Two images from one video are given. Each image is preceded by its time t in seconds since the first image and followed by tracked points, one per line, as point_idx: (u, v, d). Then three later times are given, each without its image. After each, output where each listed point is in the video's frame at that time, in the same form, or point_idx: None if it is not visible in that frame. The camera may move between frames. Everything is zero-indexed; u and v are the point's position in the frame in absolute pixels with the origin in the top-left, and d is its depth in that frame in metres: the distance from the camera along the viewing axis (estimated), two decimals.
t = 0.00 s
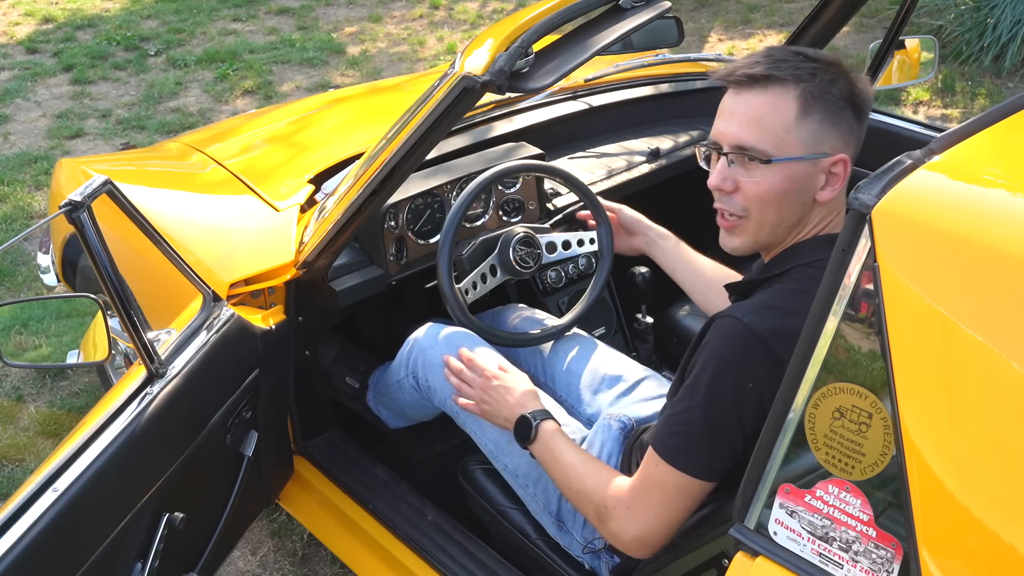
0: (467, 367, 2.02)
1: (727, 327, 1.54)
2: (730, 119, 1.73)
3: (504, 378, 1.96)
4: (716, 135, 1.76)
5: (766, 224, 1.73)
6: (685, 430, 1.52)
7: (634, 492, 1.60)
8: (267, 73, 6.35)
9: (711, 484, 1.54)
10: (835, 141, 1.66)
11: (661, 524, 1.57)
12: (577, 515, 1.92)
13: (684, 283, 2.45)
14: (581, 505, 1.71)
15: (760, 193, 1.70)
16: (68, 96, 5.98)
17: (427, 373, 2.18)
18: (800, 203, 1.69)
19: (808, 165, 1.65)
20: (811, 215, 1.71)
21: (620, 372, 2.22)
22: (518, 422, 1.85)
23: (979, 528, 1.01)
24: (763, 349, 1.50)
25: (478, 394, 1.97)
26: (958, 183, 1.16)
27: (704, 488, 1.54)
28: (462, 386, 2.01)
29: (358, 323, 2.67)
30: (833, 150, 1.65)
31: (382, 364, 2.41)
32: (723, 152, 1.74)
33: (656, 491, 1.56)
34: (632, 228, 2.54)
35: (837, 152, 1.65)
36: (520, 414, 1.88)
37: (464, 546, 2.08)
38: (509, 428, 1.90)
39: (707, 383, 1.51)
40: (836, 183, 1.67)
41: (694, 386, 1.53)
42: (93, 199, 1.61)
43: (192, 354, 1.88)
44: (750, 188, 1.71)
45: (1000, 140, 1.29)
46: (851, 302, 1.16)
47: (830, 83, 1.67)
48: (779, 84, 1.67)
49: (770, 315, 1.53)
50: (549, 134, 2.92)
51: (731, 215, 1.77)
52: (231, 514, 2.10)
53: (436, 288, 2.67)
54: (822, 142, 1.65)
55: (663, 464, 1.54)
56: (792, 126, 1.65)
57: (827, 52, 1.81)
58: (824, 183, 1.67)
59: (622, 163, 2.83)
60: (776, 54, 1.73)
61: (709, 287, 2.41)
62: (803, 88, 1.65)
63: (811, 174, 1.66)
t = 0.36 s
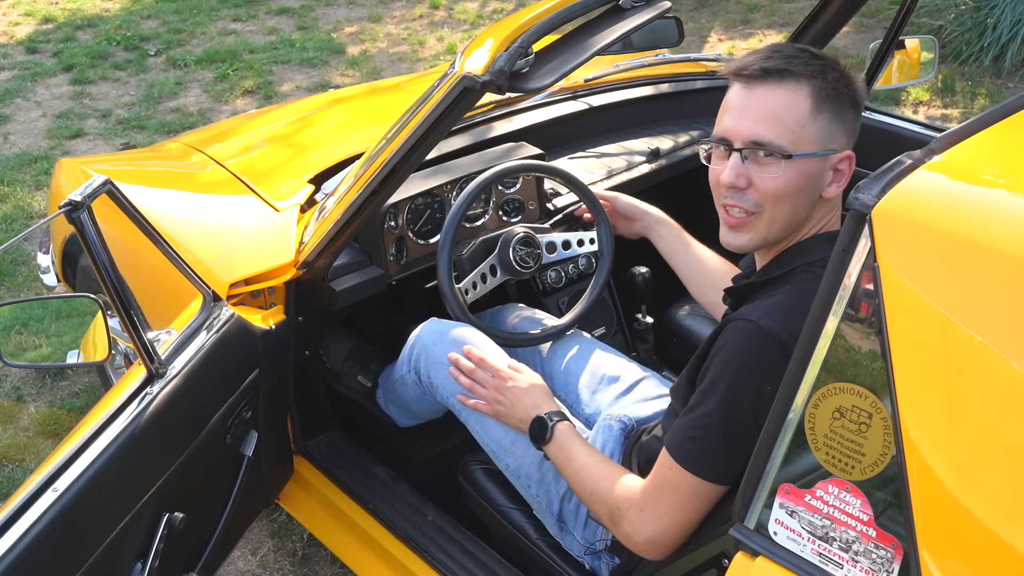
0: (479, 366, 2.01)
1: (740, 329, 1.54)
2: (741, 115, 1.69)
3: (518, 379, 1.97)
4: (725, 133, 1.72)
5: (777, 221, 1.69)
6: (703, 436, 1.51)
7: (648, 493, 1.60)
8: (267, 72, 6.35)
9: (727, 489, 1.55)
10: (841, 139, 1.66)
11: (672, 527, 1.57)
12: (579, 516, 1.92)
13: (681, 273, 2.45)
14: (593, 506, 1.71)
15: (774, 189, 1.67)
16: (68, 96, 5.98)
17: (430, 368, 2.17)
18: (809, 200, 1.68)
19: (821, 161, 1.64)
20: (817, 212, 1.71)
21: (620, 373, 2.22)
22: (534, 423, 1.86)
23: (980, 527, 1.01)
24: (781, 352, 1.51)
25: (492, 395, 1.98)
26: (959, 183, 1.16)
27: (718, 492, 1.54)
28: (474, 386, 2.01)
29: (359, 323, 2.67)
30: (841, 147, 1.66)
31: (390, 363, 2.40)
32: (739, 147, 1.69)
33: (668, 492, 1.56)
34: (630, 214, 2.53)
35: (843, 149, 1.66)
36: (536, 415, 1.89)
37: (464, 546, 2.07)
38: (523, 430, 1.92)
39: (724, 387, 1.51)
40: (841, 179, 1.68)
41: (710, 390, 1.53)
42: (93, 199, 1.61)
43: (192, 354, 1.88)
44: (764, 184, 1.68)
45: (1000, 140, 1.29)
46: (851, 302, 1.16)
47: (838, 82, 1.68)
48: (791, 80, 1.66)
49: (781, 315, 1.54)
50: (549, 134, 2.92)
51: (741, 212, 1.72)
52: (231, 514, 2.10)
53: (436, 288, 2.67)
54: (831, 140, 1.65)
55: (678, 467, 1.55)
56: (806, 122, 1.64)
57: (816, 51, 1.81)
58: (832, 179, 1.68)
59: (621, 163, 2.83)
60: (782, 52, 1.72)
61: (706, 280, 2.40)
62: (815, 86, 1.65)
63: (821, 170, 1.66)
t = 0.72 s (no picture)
0: (485, 367, 2.01)
1: (742, 327, 1.54)
2: (750, 113, 1.69)
3: (523, 380, 1.96)
4: (733, 129, 1.72)
5: (784, 221, 1.68)
6: (704, 434, 1.51)
7: (649, 493, 1.60)
8: (267, 73, 6.35)
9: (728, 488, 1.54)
10: (848, 142, 1.67)
11: (672, 526, 1.57)
12: (580, 515, 1.93)
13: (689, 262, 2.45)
14: (593, 506, 1.72)
15: (782, 189, 1.66)
16: (68, 96, 5.98)
17: (433, 365, 2.16)
18: (815, 201, 1.68)
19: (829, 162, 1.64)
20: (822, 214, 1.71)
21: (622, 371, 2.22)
22: (539, 424, 1.85)
23: (979, 528, 1.01)
24: (785, 350, 1.51)
25: (497, 395, 1.97)
26: (959, 183, 1.16)
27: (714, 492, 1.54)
28: (479, 386, 2.01)
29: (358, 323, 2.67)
30: (849, 148, 1.66)
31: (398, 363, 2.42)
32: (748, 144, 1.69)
33: (670, 492, 1.56)
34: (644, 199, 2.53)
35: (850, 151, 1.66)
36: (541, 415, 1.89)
37: (464, 546, 2.07)
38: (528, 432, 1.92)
39: (728, 384, 1.51)
40: (847, 180, 1.69)
41: (712, 388, 1.54)
42: (93, 199, 1.61)
43: (192, 354, 1.88)
44: (772, 183, 1.67)
45: (1001, 140, 1.29)
46: (851, 302, 1.16)
47: (848, 85, 1.68)
48: (803, 79, 1.66)
49: (787, 314, 1.53)
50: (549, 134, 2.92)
51: (748, 211, 1.71)
52: (231, 514, 2.10)
53: (436, 288, 2.68)
54: (839, 142, 1.65)
55: (678, 466, 1.54)
56: (816, 121, 1.64)
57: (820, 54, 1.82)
58: (839, 180, 1.68)
59: (621, 163, 2.83)
60: (794, 52, 1.72)
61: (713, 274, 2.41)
62: (825, 85, 1.65)
63: (828, 172, 1.66)
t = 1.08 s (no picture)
0: (488, 372, 2.03)
1: (745, 329, 1.54)
2: (752, 113, 1.69)
3: (524, 386, 1.99)
4: (736, 129, 1.71)
5: (785, 221, 1.69)
6: (705, 434, 1.52)
7: (648, 490, 1.61)
8: (267, 72, 6.35)
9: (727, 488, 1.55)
10: (851, 143, 1.66)
11: (670, 523, 1.58)
12: (576, 516, 1.93)
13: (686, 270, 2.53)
14: (592, 505, 1.73)
15: (784, 189, 1.66)
16: (68, 96, 5.98)
17: (427, 374, 2.17)
18: (817, 202, 1.67)
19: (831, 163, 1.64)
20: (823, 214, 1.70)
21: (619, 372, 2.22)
22: (538, 426, 1.88)
23: (980, 528, 1.01)
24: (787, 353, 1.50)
25: (497, 400, 1.99)
26: (959, 183, 1.16)
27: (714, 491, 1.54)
28: (481, 391, 2.02)
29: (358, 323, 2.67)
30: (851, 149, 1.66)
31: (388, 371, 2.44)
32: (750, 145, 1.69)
33: (669, 490, 1.57)
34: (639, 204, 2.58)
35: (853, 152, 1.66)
36: (540, 418, 1.91)
37: (464, 546, 2.08)
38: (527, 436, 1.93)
39: (729, 388, 1.51)
40: (848, 181, 1.68)
41: (713, 390, 1.54)
42: (93, 199, 1.61)
43: (192, 354, 1.88)
44: (773, 184, 1.67)
45: (1000, 140, 1.29)
46: (851, 302, 1.16)
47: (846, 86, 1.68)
48: (805, 79, 1.66)
49: (789, 317, 1.53)
50: (549, 134, 2.92)
51: (749, 210, 1.71)
52: (231, 514, 2.10)
53: (435, 288, 2.68)
54: (841, 142, 1.65)
55: (678, 465, 1.55)
56: (820, 122, 1.64)
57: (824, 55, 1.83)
58: (841, 180, 1.68)
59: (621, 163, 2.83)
60: (797, 53, 1.71)
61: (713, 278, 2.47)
62: (828, 86, 1.65)
63: (830, 173, 1.65)
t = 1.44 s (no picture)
0: (485, 388, 2.02)
1: (732, 335, 1.53)
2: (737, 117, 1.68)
3: (519, 403, 1.97)
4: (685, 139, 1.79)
5: (722, 222, 1.75)
6: (694, 442, 1.52)
7: (640, 501, 1.61)
8: (267, 72, 6.35)
9: (718, 494, 1.54)
10: (772, 145, 1.63)
11: (662, 531, 1.58)
12: (573, 517, 1.94)
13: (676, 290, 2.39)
14: (586, 516, 1.73)
15: (709, 194, 1.73)
16: (68, 96, 5.98)
17: (418, 388, 2.19)
18: (747, 205, 1.69)
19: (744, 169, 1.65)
20: (766, 216, 1.69)
21: (621, 370, 2.22)
22: (532, 441, 1.87)
23: (980, 528, 1.01)
24: (772, 358, 1.50)
25: (493, 417, 1.98)
26: (959, 183, 1.16)
27: (709, 496, 1.54)
28: (476, 407, 2.01)
29: (358, 323, 2.67)
30: (771, 154, 1.63)
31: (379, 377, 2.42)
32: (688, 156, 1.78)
33: (660, 498, 1.57)
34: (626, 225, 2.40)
35: (774, 156, 1.63)
36: (535, 435, 1.89)
37: (464, 546, 2.07)
38: (522, 454, 1.91)
39: (717, 391, 1.50)
40: (777, 188, 1.64)
41: (701, 396, 1.53)
42: (93, 199, 1.61)
43: (192, 354, 1.88)
44: (703, 190, 1.74)
45: (999, 140, 1.29)
46: (851, 302, 1.16)
47: (780, 86, 1.64)
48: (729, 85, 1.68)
49: (774, 322, 1.53)
50: (550, 134, 2.92)
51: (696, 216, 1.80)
52: (230, 515, 2.10)
53: (435, 288, 2.68)
54: (760, 146, 1.64)
55: (671, 474, 1.55)
56: (728, 129, 1.66)
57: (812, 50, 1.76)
58: (765, 186, 1.66)
59: (621, 163, 2.84)
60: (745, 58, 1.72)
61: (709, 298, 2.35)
62: (746, 89, 1.64)
63: (748, 177, 1.66)
